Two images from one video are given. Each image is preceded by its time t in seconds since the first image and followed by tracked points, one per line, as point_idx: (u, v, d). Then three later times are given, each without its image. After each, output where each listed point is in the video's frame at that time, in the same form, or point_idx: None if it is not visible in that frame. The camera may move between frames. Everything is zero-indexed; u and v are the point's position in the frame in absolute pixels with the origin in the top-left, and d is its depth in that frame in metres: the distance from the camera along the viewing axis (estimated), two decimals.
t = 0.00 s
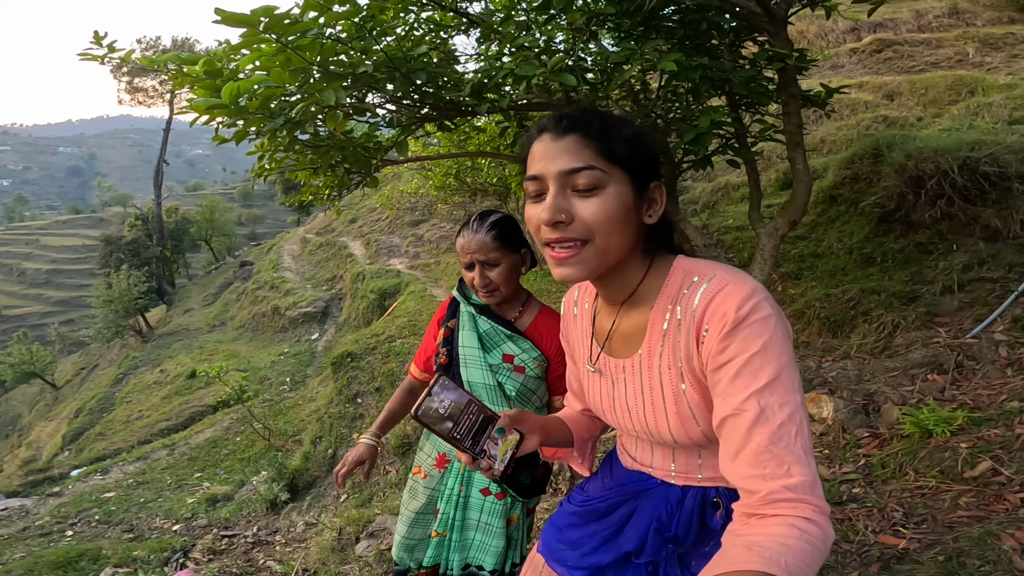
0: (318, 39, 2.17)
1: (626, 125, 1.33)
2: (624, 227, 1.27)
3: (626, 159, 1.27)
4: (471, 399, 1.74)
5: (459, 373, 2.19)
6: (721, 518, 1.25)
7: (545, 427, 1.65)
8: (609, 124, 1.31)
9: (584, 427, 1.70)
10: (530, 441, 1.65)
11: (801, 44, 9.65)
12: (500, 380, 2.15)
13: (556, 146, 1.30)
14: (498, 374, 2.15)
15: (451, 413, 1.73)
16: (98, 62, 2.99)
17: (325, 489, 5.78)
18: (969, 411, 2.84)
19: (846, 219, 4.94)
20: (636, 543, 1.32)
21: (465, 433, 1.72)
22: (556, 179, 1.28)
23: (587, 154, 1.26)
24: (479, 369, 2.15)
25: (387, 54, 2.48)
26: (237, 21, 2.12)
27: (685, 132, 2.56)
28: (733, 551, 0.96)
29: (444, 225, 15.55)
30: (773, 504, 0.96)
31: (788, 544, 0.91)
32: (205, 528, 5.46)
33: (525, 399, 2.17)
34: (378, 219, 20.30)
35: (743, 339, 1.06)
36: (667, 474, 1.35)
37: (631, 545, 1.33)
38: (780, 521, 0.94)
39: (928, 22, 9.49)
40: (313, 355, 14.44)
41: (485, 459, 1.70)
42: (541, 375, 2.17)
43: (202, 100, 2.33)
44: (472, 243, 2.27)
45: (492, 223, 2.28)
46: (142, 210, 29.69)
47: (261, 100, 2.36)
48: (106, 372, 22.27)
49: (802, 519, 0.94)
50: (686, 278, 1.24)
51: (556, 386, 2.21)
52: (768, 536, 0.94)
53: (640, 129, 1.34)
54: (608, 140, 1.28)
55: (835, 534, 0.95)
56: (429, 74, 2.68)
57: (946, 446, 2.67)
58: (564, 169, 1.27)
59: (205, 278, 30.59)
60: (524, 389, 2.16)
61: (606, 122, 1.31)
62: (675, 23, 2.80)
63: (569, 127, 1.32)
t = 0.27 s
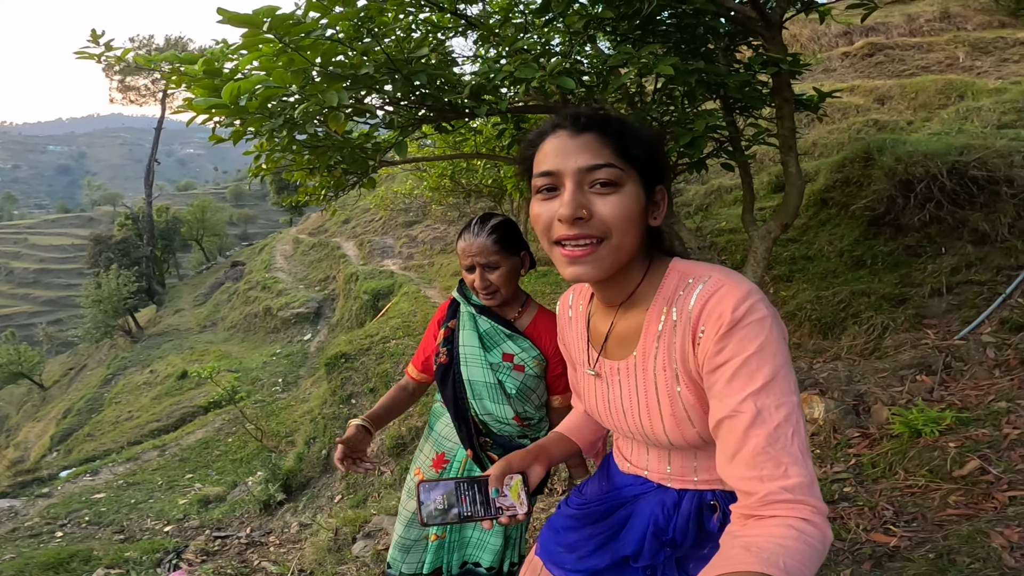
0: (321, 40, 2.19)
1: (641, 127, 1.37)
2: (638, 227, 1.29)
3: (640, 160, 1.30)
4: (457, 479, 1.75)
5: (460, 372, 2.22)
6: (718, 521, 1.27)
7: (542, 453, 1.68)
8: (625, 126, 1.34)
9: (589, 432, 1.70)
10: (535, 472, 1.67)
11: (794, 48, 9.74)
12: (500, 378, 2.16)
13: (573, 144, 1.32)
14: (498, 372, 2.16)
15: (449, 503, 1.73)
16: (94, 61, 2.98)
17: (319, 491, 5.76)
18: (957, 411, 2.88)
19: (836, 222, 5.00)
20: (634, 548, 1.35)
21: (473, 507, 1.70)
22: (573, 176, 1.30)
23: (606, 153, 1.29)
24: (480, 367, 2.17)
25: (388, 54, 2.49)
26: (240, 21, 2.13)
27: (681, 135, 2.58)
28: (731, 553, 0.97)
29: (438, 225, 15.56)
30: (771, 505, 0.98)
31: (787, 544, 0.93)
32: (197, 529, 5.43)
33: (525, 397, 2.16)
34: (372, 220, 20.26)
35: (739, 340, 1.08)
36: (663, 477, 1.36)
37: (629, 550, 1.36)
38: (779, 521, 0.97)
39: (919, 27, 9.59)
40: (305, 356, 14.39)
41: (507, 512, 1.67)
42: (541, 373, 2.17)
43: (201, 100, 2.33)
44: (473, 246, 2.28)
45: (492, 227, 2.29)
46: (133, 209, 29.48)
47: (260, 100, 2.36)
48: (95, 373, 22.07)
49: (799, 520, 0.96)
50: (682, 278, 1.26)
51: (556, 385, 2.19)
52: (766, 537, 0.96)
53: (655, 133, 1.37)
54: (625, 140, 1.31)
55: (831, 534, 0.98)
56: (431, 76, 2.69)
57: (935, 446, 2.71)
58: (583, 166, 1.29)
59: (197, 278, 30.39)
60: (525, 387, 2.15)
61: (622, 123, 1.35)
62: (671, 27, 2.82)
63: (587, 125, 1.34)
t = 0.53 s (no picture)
0: (327, 40, 2.19)
1: (644, 128, 1.38)
2: (643, 228, 1.31)
3: (644, 162, 1.32)
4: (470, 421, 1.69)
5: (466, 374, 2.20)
6: (728, 522, 1.29)
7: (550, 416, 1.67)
8: (629, 127, 1.36)
9: (592, 422, 1.70)
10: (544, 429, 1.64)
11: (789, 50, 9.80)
12: (507, 379, 2.19)
13: (577, 146, 1.34)
14: (504, 373, 2.20)
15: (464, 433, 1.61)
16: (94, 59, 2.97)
17: (317, 491, 5.75)
18: (953, 411, 2.91)
19: (831, 224, 5.05)
20: (643, 549, 1.36)
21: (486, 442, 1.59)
22: (577, 178, 1.31)
23: (609, 155, 1.30)
24: (487, 368, 2.19)
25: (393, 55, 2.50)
26: (247, 20, 2.13)
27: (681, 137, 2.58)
28: (741, 556, 0.99)
29: (435, 226, 15.56)
30: (780, 508, 1.00)
31: (796, 547, 0.95)
32: (194, 530, 5.41)
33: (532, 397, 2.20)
34: (368, 220, 20.24)
35: (747, 343, 1.10)
36: (672, 480, 1.38)
37: (638, 551, 1.37)
38: (788, 525, 0.98)
39: (914, 29, 9.67)
40: (301, 356, 14.35)
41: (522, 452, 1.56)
42: (546, 373, 2.21)
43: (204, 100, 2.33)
44: (476, 247, 2.34)
45: (494, 229, 2.36)
46: (126, 209, 29.32)
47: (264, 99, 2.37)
48: (88, 373, 21.91)
49: (809, 523, 0.98)
50: (689, 282, 1.28)
51: (560, 384, 2.24)
52: (775, 540, 0.97)
53: (656, 134, 1.39)
54: (629, 142, 1.33)
55: (841, 536, 0.99)
56: (437, 77, 2.70)
57: (932, 445, 2.74)
58: (586, 169, 1.30)
59: (191, 278, 30.24)
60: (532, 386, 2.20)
61: (625, 125, 1.36)
62: (672, 29, 2.83)
63: (591, 127, 1.35)
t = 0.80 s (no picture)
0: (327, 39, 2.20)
1: (642, 126, 1.40)
2: (638, 226, 1.32)
3: (641, 160, 1.34)
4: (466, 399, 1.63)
5: (468, 374, 2.26)
6: (727, 519, 1.32)
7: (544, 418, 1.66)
8: (627, 125, 1.38)
9: (585, 427, 1.72)
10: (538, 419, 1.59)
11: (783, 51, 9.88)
12: (509, 378, 2.23)
13: (573, 143, 1.36)
14: (506, 372, 2.23)
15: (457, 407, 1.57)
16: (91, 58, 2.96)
17: (313, 492, 5.74)
18: (944, 409, 2.95)
19: (824, 225, 5.10)
20: (643, 547, 1.38)
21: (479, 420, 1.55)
22: (573, 175, 1.33)
23: (605, 152, 1.32)
24: (489, 368, 2.23)
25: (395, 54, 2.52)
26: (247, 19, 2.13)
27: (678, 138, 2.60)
28: (734, 552, 1.00)
29: (430, 226, 15.55)
30: (775, 506, 1.02)
31: (789, 545, 0.96)
32: (189, 531, 5.39)
33: (533, 396, 2.25)
34: (363, 220, 20.21)
35: (745, 341, 1.12)
36: (672, 477, 1.40)
37: (638, 548, 1.39)
38: (782, 522, 1.00)
39: (906, 31, 9.77)
40: (295, 357, 14.29)
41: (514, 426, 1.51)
42: (546, 372, 2.26)
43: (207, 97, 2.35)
44: (476, 246, 2.36)
45: (494, 228, 2.37)
46: (118, 209, 29.13)
47: (264, 99, 2.37)
48: (79, 374, 21.74)
49: (804, 521, 0.99)
50: (689, 280, 1.30)
51: (560, 383, 2.29)
52: (768, 537, 0.99)
53: (654, 133, 1.41)
54: (626, 140, 1.35)
55: (836, 535, 1.00)
56: (438, 77, 2.71)
57: (924, 443, 2.77)
58: (582, 166, 1.32)
59: (183, 278, 30.06)
60: (532, 386, 2.25)
61: (623, 123, 1.38)
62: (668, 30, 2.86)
63: (588, 124, 1.37)
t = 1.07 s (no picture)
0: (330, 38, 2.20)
1: (643, 127, 1.43)
2: (644, 226, 1.34)
3: (643, 160, 1.37)
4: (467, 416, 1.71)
5: (468, 370, 2.28)
6: (734, 517, 1.36)
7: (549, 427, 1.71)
8: (628, 126, 1.40)
9: (589, 431, 1.76)
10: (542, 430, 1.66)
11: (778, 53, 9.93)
12: (508, 374, 2.24)
13: (577, 143, 1.38)
14: (506, 368, 2.25)
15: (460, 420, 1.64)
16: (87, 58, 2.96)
17: (310, 492, 5.73)
18: (939, 407, 2.97)
19: (819, 225, 5.15)
20: (650, 546, 1.41)
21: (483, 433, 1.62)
22: (578, 175, 1.35)
23: (610, 152, 1.34)
24: (488, 364, 2.24)
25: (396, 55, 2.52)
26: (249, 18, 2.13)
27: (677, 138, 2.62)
28: (745, 553, 1.03)
29: (426, 227, 15.54)
30: (784, 506, 1.05)
31: (800, 544, 0.99)
32: (185, 532, 5.37)
33: (533, 393, 2.26)
34: (358, 220, 20.17)
35: (750, 341, 1.16)
36: (678, 477, 1.45)
37: (645, 548, 1.41)
38: (792, 522, 1.03)
39: (900, 32, 9.84)
40: (290, 357, 14.26)
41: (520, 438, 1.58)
42: (546, 368, 2.26)
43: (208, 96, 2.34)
44: (475, 241, 2.38)
45: (494, 223, 2.39)
46: (111, 209, 28.97)
47: (264, 99, 2.37)
48: (72, 375, 21.60)
49: (813, 519, 1.03)
50: (692, 281, 1.34)
51: (560, 379, 2.30)
52: (779, 537, 1.02)
53: (654, 134, 1.44)
54: (628, 140, 1.37)
55: (843, 532, 1.04)
56: (437, 77, 2.72)
57: (919, 440, 2.80)
58: (587, 166, 1.34)
59: (177, 279, 29.91)
60: (533, 382, 2.25)
61: (626, 123, 1.40)
62: (668, 31, 2.87)
63: (589, 125, 1.40)
